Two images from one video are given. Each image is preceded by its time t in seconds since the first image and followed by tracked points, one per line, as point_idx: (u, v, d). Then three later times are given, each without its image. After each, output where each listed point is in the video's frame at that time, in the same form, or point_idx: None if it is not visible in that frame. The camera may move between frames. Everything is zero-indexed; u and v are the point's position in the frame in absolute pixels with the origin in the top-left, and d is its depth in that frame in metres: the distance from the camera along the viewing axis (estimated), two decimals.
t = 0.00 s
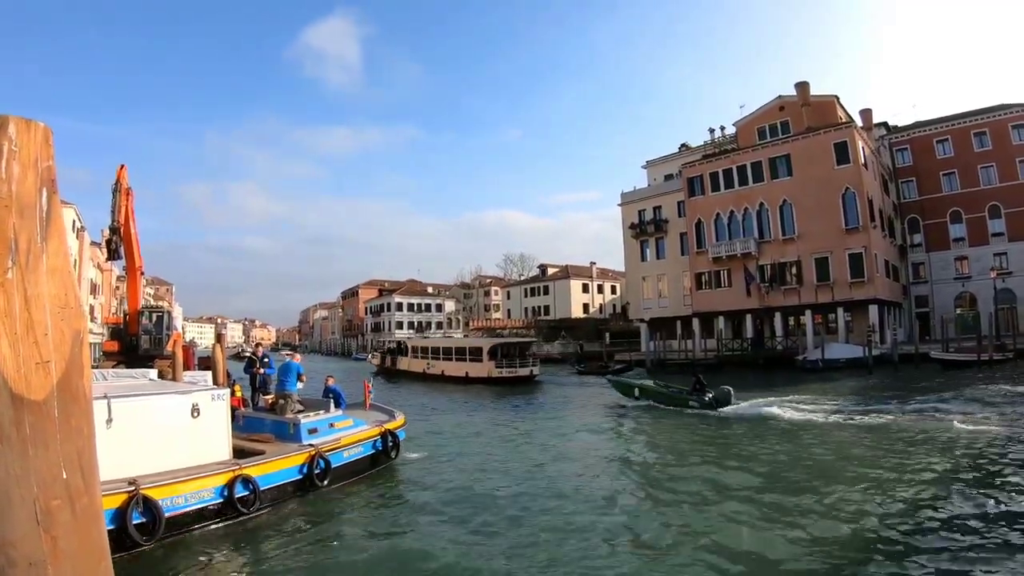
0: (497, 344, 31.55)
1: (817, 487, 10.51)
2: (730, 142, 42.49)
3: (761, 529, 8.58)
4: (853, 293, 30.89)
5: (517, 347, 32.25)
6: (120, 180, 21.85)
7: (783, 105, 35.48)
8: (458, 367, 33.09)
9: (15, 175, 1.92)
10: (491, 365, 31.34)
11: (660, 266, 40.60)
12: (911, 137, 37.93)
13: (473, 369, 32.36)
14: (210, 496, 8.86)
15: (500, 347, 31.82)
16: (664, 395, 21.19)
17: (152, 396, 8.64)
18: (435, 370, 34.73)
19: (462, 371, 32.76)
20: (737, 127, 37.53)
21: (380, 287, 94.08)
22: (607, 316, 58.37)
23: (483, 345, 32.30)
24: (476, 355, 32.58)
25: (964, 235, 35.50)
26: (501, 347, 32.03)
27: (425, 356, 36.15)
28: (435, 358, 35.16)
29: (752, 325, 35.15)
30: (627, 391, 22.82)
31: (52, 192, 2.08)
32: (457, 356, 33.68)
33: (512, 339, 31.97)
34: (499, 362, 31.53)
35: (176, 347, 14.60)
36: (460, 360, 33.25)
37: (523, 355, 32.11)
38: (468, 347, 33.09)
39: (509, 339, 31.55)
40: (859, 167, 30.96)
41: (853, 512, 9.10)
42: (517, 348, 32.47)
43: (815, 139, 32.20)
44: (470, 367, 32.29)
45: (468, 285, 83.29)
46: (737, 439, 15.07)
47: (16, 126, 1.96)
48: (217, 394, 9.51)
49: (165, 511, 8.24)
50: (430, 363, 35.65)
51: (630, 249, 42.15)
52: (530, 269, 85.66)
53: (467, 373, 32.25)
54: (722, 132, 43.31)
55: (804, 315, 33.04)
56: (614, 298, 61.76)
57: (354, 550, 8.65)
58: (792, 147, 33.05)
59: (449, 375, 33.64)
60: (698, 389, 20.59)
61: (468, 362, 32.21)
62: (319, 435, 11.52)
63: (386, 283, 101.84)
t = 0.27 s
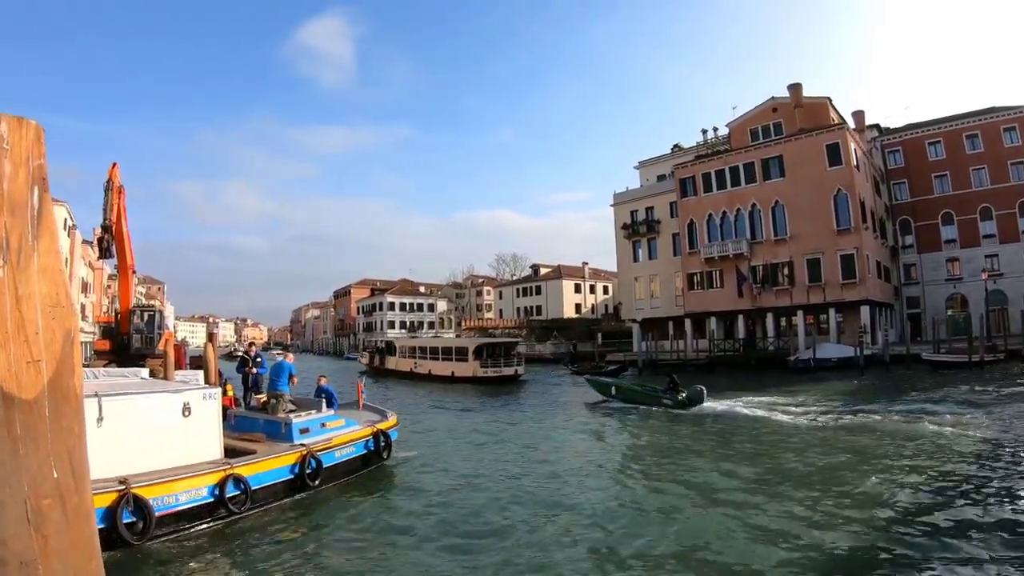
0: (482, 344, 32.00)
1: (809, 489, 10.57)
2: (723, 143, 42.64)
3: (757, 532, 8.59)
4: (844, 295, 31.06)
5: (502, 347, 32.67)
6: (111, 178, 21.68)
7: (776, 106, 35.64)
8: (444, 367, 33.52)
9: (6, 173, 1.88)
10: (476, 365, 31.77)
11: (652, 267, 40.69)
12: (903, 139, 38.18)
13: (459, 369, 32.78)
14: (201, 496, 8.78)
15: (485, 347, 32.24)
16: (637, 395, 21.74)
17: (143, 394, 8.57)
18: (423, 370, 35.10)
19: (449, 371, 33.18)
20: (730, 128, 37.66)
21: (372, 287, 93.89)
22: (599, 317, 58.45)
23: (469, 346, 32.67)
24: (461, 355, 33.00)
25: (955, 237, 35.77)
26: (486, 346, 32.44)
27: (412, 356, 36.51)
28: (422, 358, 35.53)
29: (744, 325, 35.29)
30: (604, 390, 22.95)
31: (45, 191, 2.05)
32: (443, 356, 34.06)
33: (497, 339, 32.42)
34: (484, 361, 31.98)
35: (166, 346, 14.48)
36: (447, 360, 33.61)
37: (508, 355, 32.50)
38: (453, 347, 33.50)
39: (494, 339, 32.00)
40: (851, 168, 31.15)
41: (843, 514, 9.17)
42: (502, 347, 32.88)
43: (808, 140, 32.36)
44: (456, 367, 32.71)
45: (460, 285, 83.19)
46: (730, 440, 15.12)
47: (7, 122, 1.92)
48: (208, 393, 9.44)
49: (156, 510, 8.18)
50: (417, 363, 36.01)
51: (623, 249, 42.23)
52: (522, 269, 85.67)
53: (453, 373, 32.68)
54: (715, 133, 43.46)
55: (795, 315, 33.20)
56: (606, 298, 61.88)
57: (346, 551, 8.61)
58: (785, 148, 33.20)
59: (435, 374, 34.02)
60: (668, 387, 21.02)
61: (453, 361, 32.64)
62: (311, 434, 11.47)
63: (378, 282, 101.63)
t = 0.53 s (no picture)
0: (465, 343, 32.71)
1: (797, 488, 10.64)
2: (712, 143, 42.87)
3: (750, 533, 8.57)
4: (832, 295, 31.30)
5: (483, 348, 33.39)
6: (99, 175, 21.43)
7: (765, 108, 35.86)
8: (426, 366, 34.12)
9: None
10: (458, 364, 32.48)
11: (641, 267, 40.84)
12: (891, 142, 38.54)
13: (441, 368, 33.41)
14: (188, 495, 8.70)
15: (467, 347, 32.93)
16: (608, 393, 21.85)
17: (130, 392, 8.47)
18: (406, 368, 35.65)
19: (431, 370, 33.76)
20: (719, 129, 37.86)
21: (360, 285, 93.50)
22: (588, 316, 58.55)
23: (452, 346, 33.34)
24: (444, 354, 33.63)
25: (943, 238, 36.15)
26: (468, 346, 33.07)
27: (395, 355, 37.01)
28: (405, 357, 36.05)
29: (732, 325, 35.49)
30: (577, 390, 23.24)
31: (33, 188, 2.01)
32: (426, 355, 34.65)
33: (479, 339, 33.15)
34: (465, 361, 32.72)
35: (152, 344, 14.34)
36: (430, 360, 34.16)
37: (489, 355, 33.22)
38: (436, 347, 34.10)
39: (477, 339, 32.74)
40: (839, 170, 31.40)
41: (830, 513, 9.25)
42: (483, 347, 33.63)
43: (796, 142, 32.59)
44: (438, 366, 33.32)
45: (449, 284, 83.05)
46: (718, 439, 15.20)
47: None
48: (196, 391, 9.35)
49: (142, 509, 8.08)
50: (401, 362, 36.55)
51: (612, 249, 42.34)
52: (510, 269, 85.68)
53: (435, 372, 33.30)
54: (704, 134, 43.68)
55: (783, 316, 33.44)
56: (594, 298, 62.02)
57: (335, 551, 8.55)
58: (774, 150, 33.42)
59: (418, 373, 34.57)
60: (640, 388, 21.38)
61: (435, 360, 33.28)
62: (299, 433, 11.39)
63: (367, 281, 101.22)
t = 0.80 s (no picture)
0: (448, 342, 33.03)
1: (786, 487, 10.71)
2: (703, 144, 43.02)
3: (742, 534, 8.57)
4: (822, 295, 31.49)
5: (466, 347, 33.71)
6: (88, 173, 21.21)
7: (756, 109, 36.03)
8: (411, 365, 34.41)
9: None
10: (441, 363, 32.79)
11: (631, 266, 40.95)
12: (881, 143, 38.81)
13: (425, 366, 33.72)
14: (177, 494, 8.62)
15: (451, 346, 33.23)
16: (584, 394, 22.35)
17: (118, 391, 8.38)
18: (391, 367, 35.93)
19: (415, 368, 34.06)
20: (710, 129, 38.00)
21: (350, 284, 93.16)
22: (579, 316, 58.64)
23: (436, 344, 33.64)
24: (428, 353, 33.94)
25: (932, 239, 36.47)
26: (452, 345, 33.37)
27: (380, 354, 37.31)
28: (390, 356, 36.31)
29: (722, 325, 35.67)
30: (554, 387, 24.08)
31: (22, 184, 1.97)
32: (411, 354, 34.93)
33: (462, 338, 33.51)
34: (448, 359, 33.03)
35: (142, 343, 14.21)
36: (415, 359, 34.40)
37: (472, 353, 33.57)
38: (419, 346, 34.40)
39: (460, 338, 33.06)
40: (829, 171, 31.60)
41: (819, 512, 9.31)
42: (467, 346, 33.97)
43: (787, 143, 32.76)
44: (422, 364, 33.61)
45: (439, 284, 82.87)
46: (708, 438, 15.25)
47: None
48: (185, 390, 9.26)
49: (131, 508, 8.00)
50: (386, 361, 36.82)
51: (602, 249, 42.43)
52: (501, 269, 85.65)
53: (419, 370, 33.62)
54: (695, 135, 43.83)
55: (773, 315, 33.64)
56: (584, 298, 62.15)
57: (327, 551, 8.50)
58: (765, 150, 33.58)
59: (403, 372, 34.86)
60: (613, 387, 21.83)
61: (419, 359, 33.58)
62: (289, 432, 11.33)
63: (357, 280, 100.80)
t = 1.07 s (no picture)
0: (432, 341, 33.22)
1: (775, 486, 10.76)
2: (693, 143, 43.17)
3: (733, 533, 8.59)
4: (811, 295, 31.70)
5: (450, 346, 33.91)
6: (77, 170, 20.97)
7: (746, 109, 36.20)
8: (394, 364, 34.57)
9: None
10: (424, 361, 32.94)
11: (621, 266, 41.06)
12: (871, 143, 39.08)
13: (409, 365, 33.88)
14: (166, 494, 8.55)
15: (434, 345, 33.41)
16: (560, 394, 23.42)
17: (106, 389, 8.30)
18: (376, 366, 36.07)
19: (400, 367, 34.22)
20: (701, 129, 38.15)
21: (340, 282, 92.68)
22: (568, 315, 58.70)
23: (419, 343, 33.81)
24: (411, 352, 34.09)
25: (921, 240, 36.81)
26: (435, 343, 33.53)
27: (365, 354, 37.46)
28: (376, 356, 36.43)
29: (712, 325, 35.84)
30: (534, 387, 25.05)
31: (8, 179, 1.94)
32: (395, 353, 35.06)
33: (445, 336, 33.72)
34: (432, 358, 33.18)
35: (130, 341, 14.05)
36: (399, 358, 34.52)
37: (454, 352, 33.77)
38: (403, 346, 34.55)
39: (444, 337, 33.24)
40: (819, 171, 31.79)
41: (809, 511, 9.35)
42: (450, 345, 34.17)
43: (777, 143, 32.93)
44: (405, 363, 33.77)
45: (429, 282, 82.70)
46: (699, 437, 15.29)
47: None
48: (174, 389, 9.18)
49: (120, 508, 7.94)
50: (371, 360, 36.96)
51: (591, 248, 42.55)
52: (491, 267, 85.54)
53: (403, 369, 33.79)
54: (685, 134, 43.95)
55: (762, 315, 33.86)
56: (574, 297, 62.24)
57: (318, 551, 8.43)
58: (755, 150, 33.73)
59: (387, 371, 35.02)
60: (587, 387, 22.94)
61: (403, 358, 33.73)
62: (278, 431, 11.26)
63: (346, 278, 100.26)
